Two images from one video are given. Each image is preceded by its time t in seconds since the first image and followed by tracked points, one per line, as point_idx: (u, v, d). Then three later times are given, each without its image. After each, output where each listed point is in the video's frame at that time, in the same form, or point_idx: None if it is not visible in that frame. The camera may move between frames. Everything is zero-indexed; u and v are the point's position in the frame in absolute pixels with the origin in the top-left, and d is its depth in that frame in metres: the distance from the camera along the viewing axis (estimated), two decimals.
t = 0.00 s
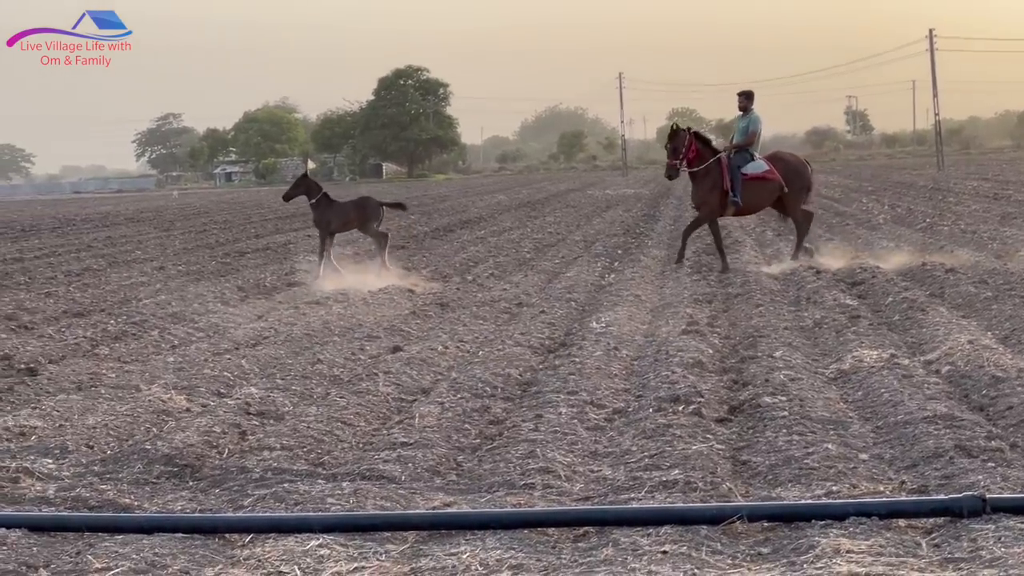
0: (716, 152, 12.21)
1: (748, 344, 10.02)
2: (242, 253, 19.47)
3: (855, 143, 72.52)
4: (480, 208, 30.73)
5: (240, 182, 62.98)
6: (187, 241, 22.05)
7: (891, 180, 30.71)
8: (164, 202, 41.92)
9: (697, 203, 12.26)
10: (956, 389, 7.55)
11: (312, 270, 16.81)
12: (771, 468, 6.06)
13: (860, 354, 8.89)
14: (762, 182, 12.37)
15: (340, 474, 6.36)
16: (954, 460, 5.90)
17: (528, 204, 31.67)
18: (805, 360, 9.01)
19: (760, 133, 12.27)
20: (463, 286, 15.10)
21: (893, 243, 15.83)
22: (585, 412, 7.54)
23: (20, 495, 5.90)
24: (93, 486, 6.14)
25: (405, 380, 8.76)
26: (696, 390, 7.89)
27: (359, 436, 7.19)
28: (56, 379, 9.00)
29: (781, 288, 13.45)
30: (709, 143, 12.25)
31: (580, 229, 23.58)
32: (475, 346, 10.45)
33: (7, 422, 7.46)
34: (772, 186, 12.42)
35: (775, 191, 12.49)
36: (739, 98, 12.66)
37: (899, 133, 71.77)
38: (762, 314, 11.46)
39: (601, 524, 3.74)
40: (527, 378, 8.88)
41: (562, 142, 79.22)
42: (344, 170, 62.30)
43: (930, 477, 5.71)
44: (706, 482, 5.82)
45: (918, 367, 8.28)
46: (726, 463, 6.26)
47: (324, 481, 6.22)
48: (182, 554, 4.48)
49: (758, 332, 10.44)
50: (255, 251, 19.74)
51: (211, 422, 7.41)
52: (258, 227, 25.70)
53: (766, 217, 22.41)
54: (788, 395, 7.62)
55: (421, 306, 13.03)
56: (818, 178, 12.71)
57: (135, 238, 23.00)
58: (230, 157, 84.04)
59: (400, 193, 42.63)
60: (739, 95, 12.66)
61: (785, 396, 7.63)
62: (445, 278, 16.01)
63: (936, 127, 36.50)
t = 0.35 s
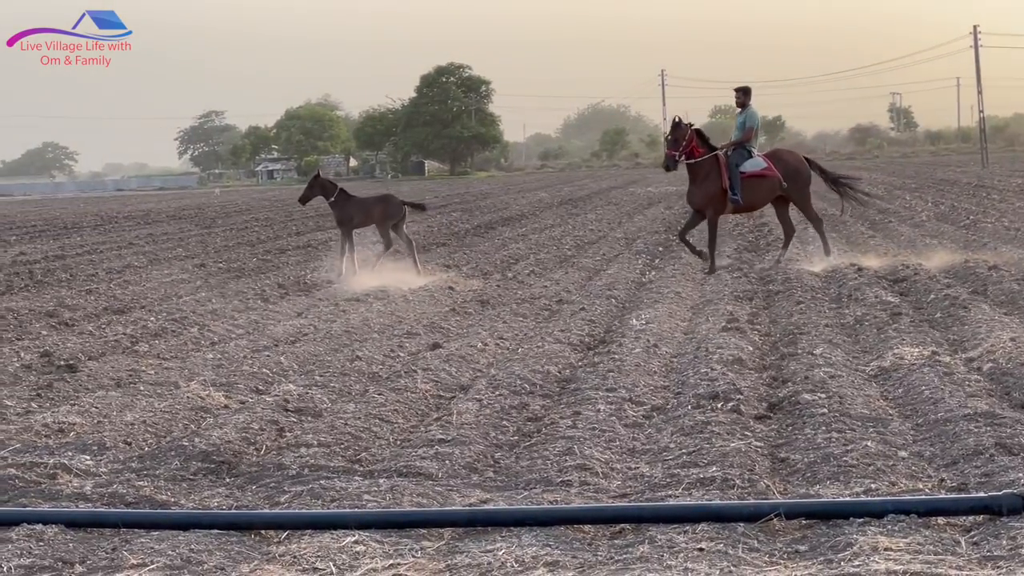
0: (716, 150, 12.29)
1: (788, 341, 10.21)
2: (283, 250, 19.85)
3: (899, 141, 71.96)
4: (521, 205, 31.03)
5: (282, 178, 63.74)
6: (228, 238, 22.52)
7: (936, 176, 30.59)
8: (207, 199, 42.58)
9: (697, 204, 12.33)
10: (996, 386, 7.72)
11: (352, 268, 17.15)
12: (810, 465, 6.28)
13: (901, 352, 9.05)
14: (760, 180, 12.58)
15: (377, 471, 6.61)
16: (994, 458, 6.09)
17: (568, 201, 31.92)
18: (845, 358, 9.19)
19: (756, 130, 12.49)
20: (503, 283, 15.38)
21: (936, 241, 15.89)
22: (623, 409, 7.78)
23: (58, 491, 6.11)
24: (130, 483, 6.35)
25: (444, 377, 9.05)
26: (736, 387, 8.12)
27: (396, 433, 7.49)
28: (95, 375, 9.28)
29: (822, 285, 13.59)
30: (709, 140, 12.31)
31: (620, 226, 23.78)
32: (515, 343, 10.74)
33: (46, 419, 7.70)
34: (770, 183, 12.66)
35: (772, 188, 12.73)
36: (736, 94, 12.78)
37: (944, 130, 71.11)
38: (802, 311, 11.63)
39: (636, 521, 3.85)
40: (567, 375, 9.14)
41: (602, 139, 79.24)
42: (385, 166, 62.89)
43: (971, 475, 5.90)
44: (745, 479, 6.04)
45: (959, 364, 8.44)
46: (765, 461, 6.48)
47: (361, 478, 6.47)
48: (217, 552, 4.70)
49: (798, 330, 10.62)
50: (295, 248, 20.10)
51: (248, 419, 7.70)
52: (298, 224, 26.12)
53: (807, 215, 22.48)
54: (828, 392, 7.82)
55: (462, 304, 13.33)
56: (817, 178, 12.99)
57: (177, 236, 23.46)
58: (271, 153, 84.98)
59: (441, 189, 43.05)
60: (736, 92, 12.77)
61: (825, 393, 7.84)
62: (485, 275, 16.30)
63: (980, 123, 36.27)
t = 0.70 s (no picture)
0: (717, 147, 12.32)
1: (831, 339, 10.32)
2: (328, 248, 20.12)
3: (947, 138, 71.26)
4: (566, 203, 31.23)
5: (326, 175, 64.48)
6: (274, 236, 22.94)
7: (984, 173, 30.43)
8: (253, 196, 43.11)
9: (698, 203, 12.32)
10: None
11: (395, 266, 17.39)
12: (849, 463, 6.41)
13: (944, 349, 9.14)
14: (759, 176, 12.71)
15: (417, 468, 6.68)
16: None
17: (612, 199, 32.09)
18: (888, 355, 9.30)
19: (759, 127, 12.63)
20: (546, 280, 15.60)
21: (982, 238, 15.87)
22: (665, 405, 7.96)
23: (101, 486, 6.15)
24: (172, 478, 6.41)
25: (486, 374, 9.25)
26: (777, 384, 8.27)
27: (436, 430, 7.57)
28: (139, 372, 9.38)
29: (866, 283, 13.65)
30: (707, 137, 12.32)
31: (664, 224, 23.89)
32: (557, 340, 10.97)
33: (91, 415, 7.80)
34: (769, 178, 12.83)
35: (770, 183, 12.90)
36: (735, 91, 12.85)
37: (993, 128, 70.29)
38: (846, 309, 11.72)
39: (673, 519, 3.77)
40: (609, 372, 9.34)
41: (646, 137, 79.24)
42: (430, 163, 63.39)
43: (1011, 473, 6.02)
44: (785, 476, 6.18)
45: (1002, 362, 8.52)
46: (806, 458, 6.62)
47: (402, 474, 6.55)
48: (257, 547, 4.73)
49: (840, 327, 10.74)
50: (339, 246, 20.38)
51: (290, 416, 7.75)
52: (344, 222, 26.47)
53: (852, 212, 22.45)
54: (870, 390, 7.95)
55: (505, 301, 13.58)
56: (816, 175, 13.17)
57: (222, 234, 23.79)
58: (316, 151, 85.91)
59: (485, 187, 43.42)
60: (735, 88, 12.85)
61: (867, 390, 7.97)
62: (528, 273, 16.52)
63: None
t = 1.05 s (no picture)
0: (712, 156, 12.54)
1: (874, 343, 10.42)
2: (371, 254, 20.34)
3: (994, 142, 70.61)
4: (608, 208, 31.39)
5: (369, 181, 65.00)
6: (317, 242, 23.23)
7: None
8: (298, 202, 43.56)
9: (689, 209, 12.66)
10: None
11: (438, 272, 17.57)
12: (891, 467, 6.50)
13: (988, 354, 9.23)
14: (756, 189, 12.75)
15: (458, 473, 6.58)
16: None
17: (655, 205, 32.22)
18: (931, 359, 9.40)
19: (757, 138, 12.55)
20: (588, 286, 15.77)
21: None
22: (706, 410, 8.08)
23: (143, 490, 6.08)
24: (214, 483, 6.31)
25: (529, 379, 9.33)
26: (819, 388, 8.42)
27: (478, 435, 7.45)
28: (182, 378, 9.21)
29: (909, 287, 13.73)
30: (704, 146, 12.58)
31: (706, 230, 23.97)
32: (599, 345, 11.19)
33: (134, 420, 7.63)
34: (768, 193, 12.81)
35: (770, 197, 12.88)
36: (741, 100, 12.97)
37: None
38: (890, 313, 11.80)
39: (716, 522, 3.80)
40: (650, 377, 9.50)
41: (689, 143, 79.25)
42: (472, 169, 63.75)
43: None
44: (826, 481, 6.23)
45: None
46: (848, 461, 6.72)
47: (443, 479, 6.44)
48: (299, 551, 4.72)
49: (882, 331, 10.85)
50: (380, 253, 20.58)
51: (332, 421, 7.62)
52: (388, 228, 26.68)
53: (897, 216, 22.41)
54: (913, 394, 8.08)
55: (547, 307, 13.78)
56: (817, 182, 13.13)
57: (265, 241, 24.02)
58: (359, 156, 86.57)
59: (527, 192, 43.70)
60: (741, 98, 12.96)
61: (909, 394, 8.10)
62: (571, 279, 16.69)
63: None
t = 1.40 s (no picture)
0: (706, 176, 12.51)
1: (920, 359, 10.42)
2: (413, 274, 20.56)
3: None
4: (651, 226, 31.50)
5: (413, 201, 65.53)
6: (361, 262, 23.49)
7: None
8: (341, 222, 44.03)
9: (686, 230, 12.56)
10: None
11: (480, 292, 17.72)
12: (939, 485, 6.44)
13: None
14: (750, 207, 12.82)
15: (503, 491, 6.47)
16: None
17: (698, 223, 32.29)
18: (977, 376, 9.41)
19: (751, 156, 12.64)
20: (632, 304, 15.86)
21: None
22: (752, 427, 8.10)
23: (188, 511, 5.99)
24: (259, 503, 6.19)
25: (573, 398, 9.41)
26: (865, 405, 8.47)
27: (522, 453, 7.39)
28: (226, 399, 9.23)
29: (955, 302, 13.70)
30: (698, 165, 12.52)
31: (749, 246, 23.98)
32: (643, 363, 11.29)
33: (178, 440, 7.58)
34: (761, 210, 12.91)
35: (763, 215, 12.97)
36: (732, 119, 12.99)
37: None
38: (936, 329, 11.78)
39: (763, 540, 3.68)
40: (695, 394, 9.56)
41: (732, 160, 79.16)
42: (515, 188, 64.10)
43: None
44: (873, 499, 6.17)
45: None
46: (896, 477, 6.71)
47: (486, 498, 6.31)
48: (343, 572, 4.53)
49: (928, 348, 10.84)
50: (422, 272, 20.84)
51: (375, 441, 7.55)
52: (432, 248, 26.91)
53: (942, 232, 22.28)
54: (960, 411, 8.11)
55: (591, 325, 13.90)
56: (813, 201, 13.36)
57: (310, 262, 24.31)
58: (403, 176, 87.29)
59: (570, 211, 43.94)
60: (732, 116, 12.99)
61: (957, 411, 8.13)
62: (615, 297, 16.80)
63: None
